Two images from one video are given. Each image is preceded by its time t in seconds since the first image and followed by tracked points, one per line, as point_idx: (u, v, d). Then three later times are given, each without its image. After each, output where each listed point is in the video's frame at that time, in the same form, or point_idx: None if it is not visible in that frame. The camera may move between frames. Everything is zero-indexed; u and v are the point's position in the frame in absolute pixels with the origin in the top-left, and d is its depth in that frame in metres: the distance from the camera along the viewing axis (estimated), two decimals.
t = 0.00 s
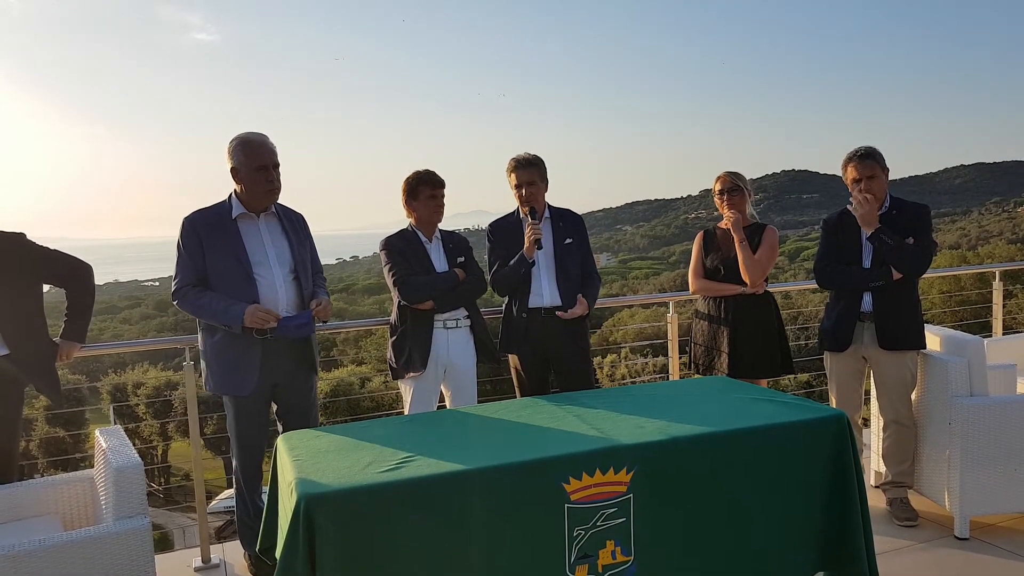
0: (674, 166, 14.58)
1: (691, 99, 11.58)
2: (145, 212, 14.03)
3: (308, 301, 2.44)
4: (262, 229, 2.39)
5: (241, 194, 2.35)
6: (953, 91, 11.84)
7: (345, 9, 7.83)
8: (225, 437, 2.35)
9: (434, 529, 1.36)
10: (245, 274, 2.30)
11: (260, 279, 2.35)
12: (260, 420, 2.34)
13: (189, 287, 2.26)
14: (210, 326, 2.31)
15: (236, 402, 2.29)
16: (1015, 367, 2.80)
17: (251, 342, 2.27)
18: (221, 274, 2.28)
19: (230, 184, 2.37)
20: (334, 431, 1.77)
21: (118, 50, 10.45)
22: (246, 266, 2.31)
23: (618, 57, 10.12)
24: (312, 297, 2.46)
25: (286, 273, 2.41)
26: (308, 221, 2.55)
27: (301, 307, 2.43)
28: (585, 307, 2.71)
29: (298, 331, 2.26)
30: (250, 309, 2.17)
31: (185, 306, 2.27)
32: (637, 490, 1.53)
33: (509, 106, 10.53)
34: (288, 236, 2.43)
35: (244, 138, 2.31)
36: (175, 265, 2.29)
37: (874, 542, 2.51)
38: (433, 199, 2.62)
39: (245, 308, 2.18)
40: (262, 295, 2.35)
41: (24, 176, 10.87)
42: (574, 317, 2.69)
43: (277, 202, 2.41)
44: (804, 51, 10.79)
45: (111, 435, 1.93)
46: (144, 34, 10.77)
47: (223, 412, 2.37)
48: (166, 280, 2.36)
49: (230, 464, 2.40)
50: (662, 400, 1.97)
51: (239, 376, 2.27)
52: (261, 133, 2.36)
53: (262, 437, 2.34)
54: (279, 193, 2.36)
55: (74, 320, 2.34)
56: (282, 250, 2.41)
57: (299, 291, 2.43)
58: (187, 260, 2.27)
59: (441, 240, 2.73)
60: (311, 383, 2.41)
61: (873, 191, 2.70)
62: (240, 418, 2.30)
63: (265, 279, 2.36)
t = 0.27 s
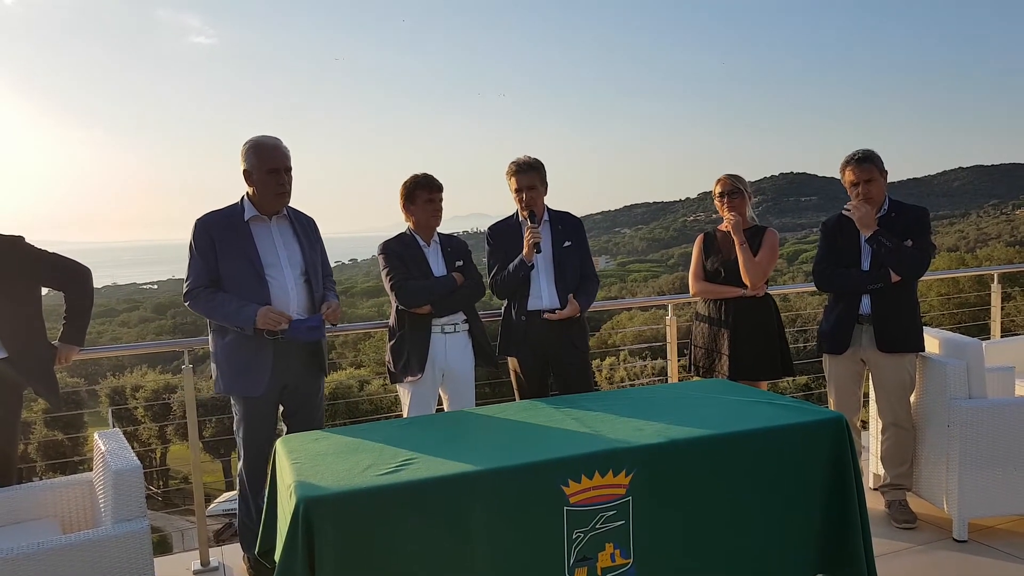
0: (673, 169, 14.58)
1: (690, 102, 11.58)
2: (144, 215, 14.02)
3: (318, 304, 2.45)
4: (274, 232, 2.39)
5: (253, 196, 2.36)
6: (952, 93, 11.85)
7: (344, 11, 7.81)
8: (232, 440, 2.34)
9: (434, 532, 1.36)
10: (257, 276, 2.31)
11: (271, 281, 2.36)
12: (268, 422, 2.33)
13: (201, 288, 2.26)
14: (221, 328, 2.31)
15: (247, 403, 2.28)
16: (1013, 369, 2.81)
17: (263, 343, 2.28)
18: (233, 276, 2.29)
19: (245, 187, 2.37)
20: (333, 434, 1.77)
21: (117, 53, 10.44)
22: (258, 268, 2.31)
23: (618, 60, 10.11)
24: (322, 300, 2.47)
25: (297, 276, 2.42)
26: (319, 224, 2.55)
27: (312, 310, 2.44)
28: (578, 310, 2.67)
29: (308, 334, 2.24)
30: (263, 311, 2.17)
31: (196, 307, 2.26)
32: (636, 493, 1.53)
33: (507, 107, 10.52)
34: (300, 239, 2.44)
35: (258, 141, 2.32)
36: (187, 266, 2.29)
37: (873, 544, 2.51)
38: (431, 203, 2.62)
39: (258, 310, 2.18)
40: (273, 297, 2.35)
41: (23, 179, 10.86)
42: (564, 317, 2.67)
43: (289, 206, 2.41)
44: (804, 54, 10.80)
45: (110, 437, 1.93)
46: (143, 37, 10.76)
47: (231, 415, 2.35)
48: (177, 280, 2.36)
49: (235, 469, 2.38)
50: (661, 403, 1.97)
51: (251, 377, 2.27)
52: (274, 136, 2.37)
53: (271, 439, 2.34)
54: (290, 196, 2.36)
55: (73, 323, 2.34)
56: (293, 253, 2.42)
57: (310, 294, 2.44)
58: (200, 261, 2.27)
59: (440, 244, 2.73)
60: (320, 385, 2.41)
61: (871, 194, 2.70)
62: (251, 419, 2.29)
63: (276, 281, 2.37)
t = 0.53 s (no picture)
0: (674, 171, 14.57)
1: (691, 103, 11.57)
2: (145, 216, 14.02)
3: (330, 307, 2.45)
4: (287, 234, 2.40)
5: (266, 199, 2.37)
6: (952, 95, 11.85)
7: (344, 13, 7.80)
8: (240, 440, 2.33)
9: (435, 534, 1.36)
10: (271, 277, 2.32)
11: (284, 283, 2.36)
12: (278, 423, 2.33)
13: (215, 290, 2.26)
14: (234, 329, 2.31)
15: (257, 404, 2.28)
16: (1014, 370, 2.81)
17: (276, 344, 2.29)
18: (246, 277, 2.29)
19: (258, 189, 2.38)
20: (334, 436, 1.77)
21: (118, 55, 10.44)
22: (272, 270, 2.32)
23: (619, 61, 10.10)
24: (334, 303, 2.47)
25: (310, 278, 2.42)
26: (331, 226, 2.56)
27: (323, 312, 2.44)
28: (579, 304, 2.67)
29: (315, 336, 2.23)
30: (276, 311, 2.18)
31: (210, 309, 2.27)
32: (637, 495, 1.53)
33: (507, 107, 10.51)
34: (313, 241, 2.45)
35: (271, 144, 2.33)
36: (201, 267, 2.30)
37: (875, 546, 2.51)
38: (430, 205, 2.62)
39: (270, 311, 2.18)
40: (286, 299, 2.36)
41: (25, 181, 10.85)
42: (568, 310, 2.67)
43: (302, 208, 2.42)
44: (804, 55, 10.80)
45: (111, 439, 1.93)
46: (144, 38, 10.76)
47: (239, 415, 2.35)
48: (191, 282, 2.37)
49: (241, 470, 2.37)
50: (662, 404, 1.97)
51: (263, 378, 2.27)
52: (287, 139, 2.37)
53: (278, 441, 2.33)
54: (301, 200, 2.36)
55: (74, 325, 2.35)
56: (306, 255, 2.42)
57: (322, 296, 2.44)
58: (214, 262, 2.28)
59: (440, 247, 2.73)
60: (329, 386, 2.41)
61: (871, 195, 2.70)
62: (260, 419, 2.29)
63: (289, 283, 2.37)
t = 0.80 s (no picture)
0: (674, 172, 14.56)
1: (691, 103, 11.56)
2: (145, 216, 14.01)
3: (334, 311, 2.44)
4: (296, 235, 2.39)
5: (278, 198, 2.37)
6: (952, 97, 11.84)
7: (345, 13, 7.81)
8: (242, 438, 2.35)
9: (435, 535, 1.36)
10: (277, 276, 2.32)
11: (290, 282, 2.36)
12: (278, 422, 2.33)
13: (222, 286, 2.27)
14: (238, 326, 2.32)
15: (259, 402, 2.29)
16: (1013, 373, 2.81)
17: (278, 343, 2.28)
18: (253, 275, 2.29)
19: (271, 189, 2.39)
20: (334, 436, 1.77)
21: (118, 54, 10.43)
22: (279, 269, 2.32)
23: (619, 61, 10.08)
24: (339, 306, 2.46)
25: (316, 279, 2.42)
26: (343, 228, 2.55)
27: (327, 314, 2.43)
28: (582, 301, 2.68)
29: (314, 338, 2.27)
30: (279, 311, 2.18)
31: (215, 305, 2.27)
32: (636, 496, 1.53)
33: (507, 108, 10.51)
34: (322, 242, 2.44)
35: (285, 144, 2.33)
36: (210, 262, 2.31)
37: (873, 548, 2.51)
38: (430, 206, 2.62)
39: (273, 310, 2.19)
40: (290, 299, 2.35)
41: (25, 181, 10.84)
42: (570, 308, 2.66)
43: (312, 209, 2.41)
44: (804, 57, 10.81)
45: (110, 439, 1.93)
46: (144, 37, 10.75)
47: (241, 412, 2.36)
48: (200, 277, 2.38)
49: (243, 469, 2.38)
50: (663, 405, 1.97)
51: (265, 378, 2.27)
52: (302, 141, 2.38)
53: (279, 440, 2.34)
54: (312, 201, 2.36)
55: (74, 325, 2.35)
56: (314, 256, 2.42)
57: (327, 298, 2.44)
58: (222, 259, 2.28)
59: (440, 247, 2.73)
60: (331, 387, 2.41)
61: (870, 198, 2.70)
62: (262, 418, 2.30)
63: (295, 283, 2.37)
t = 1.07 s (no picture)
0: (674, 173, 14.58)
1: (691, 103, 11.55)
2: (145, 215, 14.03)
3: (333, 312, 2.42)
4: (300, 234, 2.39)
5: (285, 197, 2.37)
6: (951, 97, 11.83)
7: (345, 12, 7.82)
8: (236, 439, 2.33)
9: (434, 535, 1.36)
10: (278, 275, 2.31)
11: (290, 281, 2.36)
12: (273, 421, 2.32)
13: (223, 281, 2.27)
14: (238, 323, 2.31)
15: (254, 402, 2.29)
16: (1013, 375, 2.80)
17: (275, 341, 2.28)
18: (254, 273, 2.29)
19: (278, 187, 2.39)
20: (334, 435, 1.77)
21: (118, 52, 10.42)
22: (280, 268, 2.32)
23: (618, 62, 10.09)
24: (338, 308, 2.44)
25: (316, 279, 2.41)
26: (347, 230, 2.54)
27: (326, 316, 2.43)
28: (581, 291, 2.65)
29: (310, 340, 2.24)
30: (278, 310, 2.18)
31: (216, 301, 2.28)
32: (636, 496, 1.53)
33: (507, 107, 10.51)
34: (325, 243, 2.43)
35: (295, 144, 2.32)
36: (212, 258, 2.31)
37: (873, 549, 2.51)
38: (429, 206, 2.62)
39: (273, 309, 2.19)
40: (290, 299, 2.35)
41: (25, 179, 10.84)
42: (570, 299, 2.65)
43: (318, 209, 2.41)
44: (803, 58, 10.83)
45: (110, 437, 1.92)
46: (145, 36, 10.75)
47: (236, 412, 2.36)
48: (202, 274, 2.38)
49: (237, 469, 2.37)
50: (663, 406, 1.97)
51: (259, 378, 2.27)
52: (313, 141, 2.37)
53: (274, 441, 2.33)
54: (317, 202, 2.35)
55: (74, 323, 2.33)
56: (316, 257, 2.41)
57: (326, 299, 2.42)
58: (225, 255, 2.28)
59: (440, 247, 2.73)
60: (328, 388, 2.40)
61: (870, 198, 2.70)
62: (257, 417, 2.30)
63: (295, 282, 2.37)
